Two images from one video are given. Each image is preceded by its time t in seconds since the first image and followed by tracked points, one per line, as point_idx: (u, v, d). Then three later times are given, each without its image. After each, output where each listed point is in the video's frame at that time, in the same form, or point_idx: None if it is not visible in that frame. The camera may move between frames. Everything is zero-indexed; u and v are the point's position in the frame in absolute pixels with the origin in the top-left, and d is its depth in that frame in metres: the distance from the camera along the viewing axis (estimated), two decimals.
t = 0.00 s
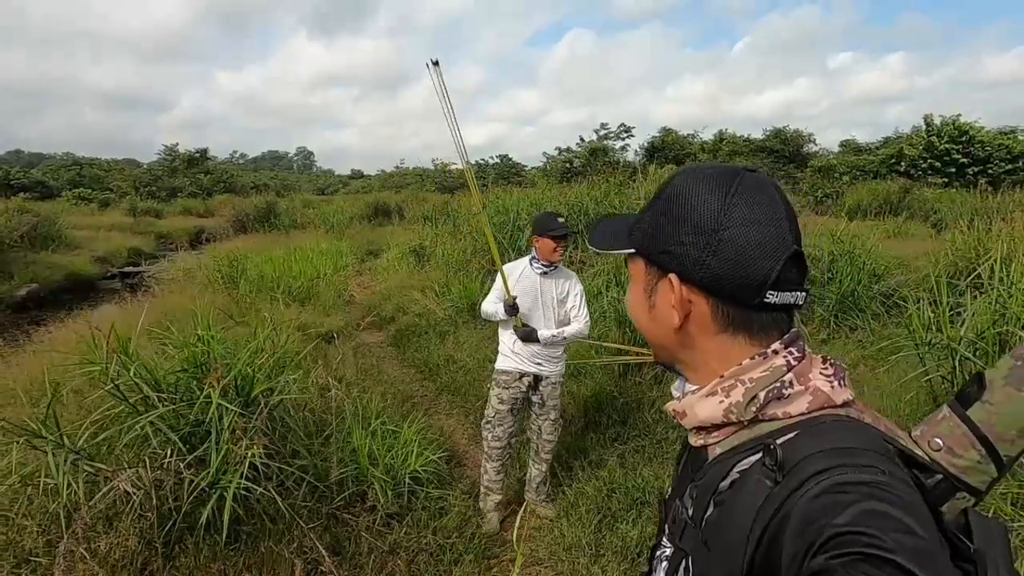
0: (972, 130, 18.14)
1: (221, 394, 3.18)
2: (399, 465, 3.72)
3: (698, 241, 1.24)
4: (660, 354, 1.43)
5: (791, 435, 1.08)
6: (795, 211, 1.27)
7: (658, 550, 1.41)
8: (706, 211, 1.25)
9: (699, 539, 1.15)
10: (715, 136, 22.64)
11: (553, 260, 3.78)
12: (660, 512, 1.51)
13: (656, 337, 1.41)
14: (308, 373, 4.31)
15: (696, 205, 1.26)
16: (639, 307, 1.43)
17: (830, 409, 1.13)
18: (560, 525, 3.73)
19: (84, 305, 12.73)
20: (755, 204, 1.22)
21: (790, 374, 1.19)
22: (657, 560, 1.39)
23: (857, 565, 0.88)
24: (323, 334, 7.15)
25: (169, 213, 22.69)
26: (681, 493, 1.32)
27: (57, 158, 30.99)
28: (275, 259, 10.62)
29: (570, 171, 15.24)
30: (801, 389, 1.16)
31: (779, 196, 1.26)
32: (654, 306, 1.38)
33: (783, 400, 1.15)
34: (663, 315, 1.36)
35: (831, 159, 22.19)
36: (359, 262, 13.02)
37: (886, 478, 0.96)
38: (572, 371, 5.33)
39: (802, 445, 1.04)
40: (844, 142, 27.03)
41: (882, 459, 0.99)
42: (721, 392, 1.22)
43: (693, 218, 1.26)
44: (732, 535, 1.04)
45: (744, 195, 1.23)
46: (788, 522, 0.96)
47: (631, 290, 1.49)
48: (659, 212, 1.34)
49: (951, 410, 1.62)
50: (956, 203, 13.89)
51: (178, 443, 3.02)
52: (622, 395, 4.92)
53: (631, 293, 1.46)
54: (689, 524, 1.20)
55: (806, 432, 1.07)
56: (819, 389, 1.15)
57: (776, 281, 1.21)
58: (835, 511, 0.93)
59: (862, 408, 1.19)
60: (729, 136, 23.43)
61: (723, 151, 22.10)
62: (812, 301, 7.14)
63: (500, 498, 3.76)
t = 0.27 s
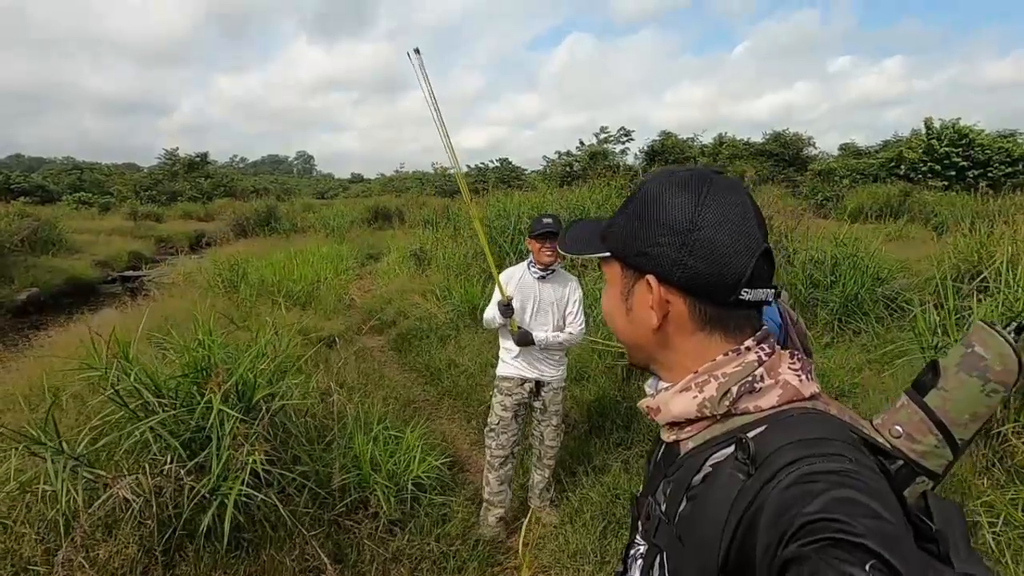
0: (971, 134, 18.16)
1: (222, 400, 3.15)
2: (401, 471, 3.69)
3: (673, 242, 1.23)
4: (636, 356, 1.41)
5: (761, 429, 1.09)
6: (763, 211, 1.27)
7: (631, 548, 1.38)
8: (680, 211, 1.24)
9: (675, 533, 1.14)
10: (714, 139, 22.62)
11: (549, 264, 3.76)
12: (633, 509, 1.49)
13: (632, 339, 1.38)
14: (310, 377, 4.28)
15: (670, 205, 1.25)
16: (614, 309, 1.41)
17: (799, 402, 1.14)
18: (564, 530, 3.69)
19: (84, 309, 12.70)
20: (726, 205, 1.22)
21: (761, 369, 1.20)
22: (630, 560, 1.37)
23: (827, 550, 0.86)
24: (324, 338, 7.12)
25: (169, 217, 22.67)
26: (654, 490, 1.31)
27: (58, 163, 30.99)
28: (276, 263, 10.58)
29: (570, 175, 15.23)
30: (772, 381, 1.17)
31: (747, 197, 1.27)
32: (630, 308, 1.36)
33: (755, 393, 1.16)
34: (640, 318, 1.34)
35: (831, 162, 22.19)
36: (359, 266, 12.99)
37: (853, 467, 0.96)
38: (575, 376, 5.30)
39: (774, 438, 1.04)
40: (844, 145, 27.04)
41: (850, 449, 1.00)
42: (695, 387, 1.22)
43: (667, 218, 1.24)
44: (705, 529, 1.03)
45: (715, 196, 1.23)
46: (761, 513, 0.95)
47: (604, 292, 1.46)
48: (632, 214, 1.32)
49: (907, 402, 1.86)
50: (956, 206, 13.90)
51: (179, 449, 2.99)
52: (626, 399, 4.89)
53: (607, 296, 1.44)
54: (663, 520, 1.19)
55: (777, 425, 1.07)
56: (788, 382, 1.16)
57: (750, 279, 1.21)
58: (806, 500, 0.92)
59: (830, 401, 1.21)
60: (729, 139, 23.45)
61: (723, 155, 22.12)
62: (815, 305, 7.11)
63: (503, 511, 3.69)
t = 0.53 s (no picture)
0: (973, 137, 18.08)
1: (213, 407, 3.03)
2: (401, 480, 3.57)
3: (636, 235, 1.23)
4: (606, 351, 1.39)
5: (730, 418, 1.07)
6: (723, 201, 1.28)
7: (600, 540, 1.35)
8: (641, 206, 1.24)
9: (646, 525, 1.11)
10: (716, 142, 22.49)
11: (535, 267, 3.65)
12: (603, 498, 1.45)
13: (601, 334, 1.37)
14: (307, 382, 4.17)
15: (629, 200, 1.25)
16: (581, 306, 1.40)
17: (767, 391, 1.13)
18: (567, 540, 3.59)
19: (82, 313, 12.58)
20: (684, 196, 1.22)
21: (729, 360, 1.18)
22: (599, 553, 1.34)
23: (797, 535, 0.85)
24: (323, 342, 7.00)
25: (169, 221, 22.56)
26: (624, 481, 1.28)
27: (58, 167, 30.91)
28: (275, 266, 10.46)
29: (571, 178, 15.13)
30: (739, 372, 1.15)
31: (706, 189, 1.27)
32: (597, 303, 1.34)
33: (724, 384, 1.14)
34: (608, 312, 1.32)
35: (832, 166, 22.09)
36: (359, 269, 12.88)
37: (821, 452, 0.96)
38: (577, 381, 5.20)
39: (744, 426, 1.03)
40: (845, 149, 26.96)
41: (816, 434, 1.00)
42: (665, 379, 1.20)
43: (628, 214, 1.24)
44: (677, 518, 1.02)
45: (673, 189, 1.23)
46: (732, 501, 0.94)
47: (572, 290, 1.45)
48: (594, 211, 1.31)
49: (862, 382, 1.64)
50: (960, 209, 13.80)
51: (169, 458, 2.88)
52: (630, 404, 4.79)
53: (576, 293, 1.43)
54: (635, 510, 1.16)
55: (746, 413, 1.07)
56: (756, 372, 1.15)
57: (712, 269, 1.21)
58: (777, 486, 0.91)
59: (797, 389, 1.20)
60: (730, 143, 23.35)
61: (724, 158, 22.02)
62: (822, 309, 7.00)
63: (506, 530, 3.55)
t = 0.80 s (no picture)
0: (978, 139, 17.96)
1: (209, 412, 2.93)
2: (402, 488, 3.46)
3: (622, 216, 1.19)
4: (595, 335, 1.35)
5: (719, 402, 1.06)
6: (710, 182, 1.24)
7: (588, 520, 1.35)
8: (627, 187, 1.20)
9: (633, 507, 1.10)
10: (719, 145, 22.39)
11: (514, 271, 3.56)
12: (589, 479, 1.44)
13: (589, 318, 1.32)
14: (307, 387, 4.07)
15: (615, 181, 1.21)
16: (569, 290, 1.35)
17: (754, 375, 1.11)
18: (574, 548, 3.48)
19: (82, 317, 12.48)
20: (671, 176, 1.18)
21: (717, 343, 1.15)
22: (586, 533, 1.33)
23: (782, 520, 0.85)
24: (324, 346, 6.90)
25: (171, 225, 22.50)
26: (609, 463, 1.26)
27: (62, 171, 30.91)
28: (276, 270, 10.36)
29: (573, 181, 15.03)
30: (727, 356, 1.13)
31: (694, 170, 1.23)
32: (584, 286, 1.30)
33: (712, 368, 1.12)
34: (596, 295, 1.27)
35: (835, 168, 21.96)
36: (361, 273, 12.78)
37: (807, 436, 0.95)
38: (582, 385, 5.11)
39: (732, 410, 1.02)
40: (849, 151, 26.82)
41: (803, 418, 0.99)
42: (653, 362, 1.16)
43: (612, 195, 1.20)
44: (667, 501, 1.01)
45: (660, 167, 1.19)
46: (720, 484, 0.93)
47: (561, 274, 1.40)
48: (581, 193, 1.27)
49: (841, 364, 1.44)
50: (966, 211, 13.66)
51: (163, 465, 2.77)
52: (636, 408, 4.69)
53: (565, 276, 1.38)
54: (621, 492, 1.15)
55: (734, 398, 1.05)
56: (744, 357, 1.13)
57: (698, 249, 1.17)
58: (764, 470, 0.90)
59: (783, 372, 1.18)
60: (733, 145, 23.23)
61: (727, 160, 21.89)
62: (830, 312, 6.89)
63: (509, 541, 3.43)
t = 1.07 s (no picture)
0: (986, 141, 17.82)
1: (212, 417, 2.88)
2: (408, 495, 3.40)
3: (624, 212, 1.13)
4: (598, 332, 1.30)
5: (720, 399, 1.02)
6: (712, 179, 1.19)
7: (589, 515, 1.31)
8: (628, 181, 1.15)
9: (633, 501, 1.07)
10: (725, 148, 22.31)
11: (506, 273, 3.50)
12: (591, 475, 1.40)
13: (592, 315, 1.28)
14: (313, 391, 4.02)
15: (614, 174, 1.16)
16: (572, 287, 1.30)
17: (754, 372, 1.08)
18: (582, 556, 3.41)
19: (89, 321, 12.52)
20: (674, 170, 1.13)
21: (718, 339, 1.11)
22: (585, 528, 1.30)
23: (780, 514, 0.81)
24: (329, 349, 6.86)
25: (178, 229, 22.58)
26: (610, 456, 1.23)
27: (70, 176, 31.12)
28: (281, 273, 10.35)
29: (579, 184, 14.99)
30: (728, 352, 1.09)
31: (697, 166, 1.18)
32: (587, 283, 1.25)
33: (712, 363, 1.08)
34: (599, 291, 1.22)
35: (842, 170, 21.84)
36: (366, 276, 12.76)
37: (808, 434, 0.92)
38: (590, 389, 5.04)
39: (733, 407, 0.99)
40: (855, 153, 26.68)
41: (804, 416, 0.96)
42: (652, 357, 1.12)
43: (613, 186, 1.15)
44: (667, 497, 0.97)
45: (663, 161, 1.14)
46: (719, 479, 0.90)
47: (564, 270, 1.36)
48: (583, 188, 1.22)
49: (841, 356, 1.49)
50: (974, 213, 13.54)
51: (166, 471, 2.73)
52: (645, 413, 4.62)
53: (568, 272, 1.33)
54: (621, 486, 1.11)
55: (736, 395, 1.02)
56: (744, 352, 1.09)
57: (700, 246, 1.12)
58: (763, 466, 0.87)
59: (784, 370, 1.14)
60: (738, 148, 23.15)
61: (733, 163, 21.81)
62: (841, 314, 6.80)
63: (517, 549, 3.23)
